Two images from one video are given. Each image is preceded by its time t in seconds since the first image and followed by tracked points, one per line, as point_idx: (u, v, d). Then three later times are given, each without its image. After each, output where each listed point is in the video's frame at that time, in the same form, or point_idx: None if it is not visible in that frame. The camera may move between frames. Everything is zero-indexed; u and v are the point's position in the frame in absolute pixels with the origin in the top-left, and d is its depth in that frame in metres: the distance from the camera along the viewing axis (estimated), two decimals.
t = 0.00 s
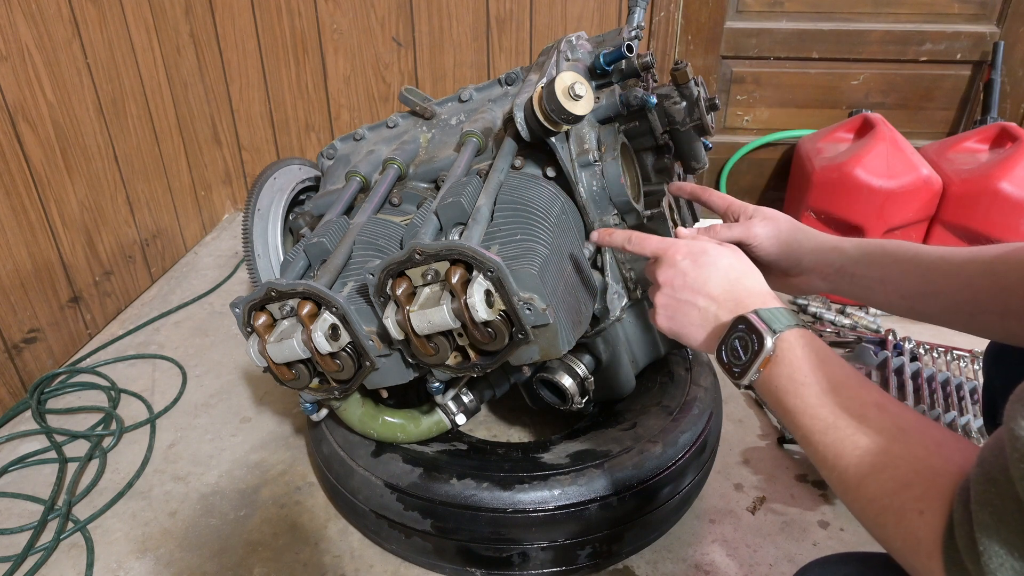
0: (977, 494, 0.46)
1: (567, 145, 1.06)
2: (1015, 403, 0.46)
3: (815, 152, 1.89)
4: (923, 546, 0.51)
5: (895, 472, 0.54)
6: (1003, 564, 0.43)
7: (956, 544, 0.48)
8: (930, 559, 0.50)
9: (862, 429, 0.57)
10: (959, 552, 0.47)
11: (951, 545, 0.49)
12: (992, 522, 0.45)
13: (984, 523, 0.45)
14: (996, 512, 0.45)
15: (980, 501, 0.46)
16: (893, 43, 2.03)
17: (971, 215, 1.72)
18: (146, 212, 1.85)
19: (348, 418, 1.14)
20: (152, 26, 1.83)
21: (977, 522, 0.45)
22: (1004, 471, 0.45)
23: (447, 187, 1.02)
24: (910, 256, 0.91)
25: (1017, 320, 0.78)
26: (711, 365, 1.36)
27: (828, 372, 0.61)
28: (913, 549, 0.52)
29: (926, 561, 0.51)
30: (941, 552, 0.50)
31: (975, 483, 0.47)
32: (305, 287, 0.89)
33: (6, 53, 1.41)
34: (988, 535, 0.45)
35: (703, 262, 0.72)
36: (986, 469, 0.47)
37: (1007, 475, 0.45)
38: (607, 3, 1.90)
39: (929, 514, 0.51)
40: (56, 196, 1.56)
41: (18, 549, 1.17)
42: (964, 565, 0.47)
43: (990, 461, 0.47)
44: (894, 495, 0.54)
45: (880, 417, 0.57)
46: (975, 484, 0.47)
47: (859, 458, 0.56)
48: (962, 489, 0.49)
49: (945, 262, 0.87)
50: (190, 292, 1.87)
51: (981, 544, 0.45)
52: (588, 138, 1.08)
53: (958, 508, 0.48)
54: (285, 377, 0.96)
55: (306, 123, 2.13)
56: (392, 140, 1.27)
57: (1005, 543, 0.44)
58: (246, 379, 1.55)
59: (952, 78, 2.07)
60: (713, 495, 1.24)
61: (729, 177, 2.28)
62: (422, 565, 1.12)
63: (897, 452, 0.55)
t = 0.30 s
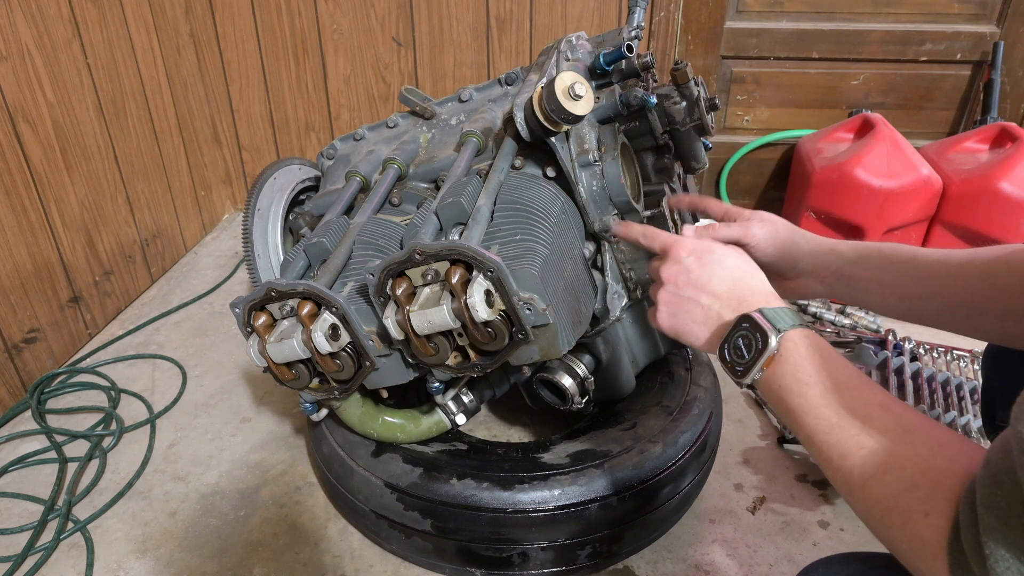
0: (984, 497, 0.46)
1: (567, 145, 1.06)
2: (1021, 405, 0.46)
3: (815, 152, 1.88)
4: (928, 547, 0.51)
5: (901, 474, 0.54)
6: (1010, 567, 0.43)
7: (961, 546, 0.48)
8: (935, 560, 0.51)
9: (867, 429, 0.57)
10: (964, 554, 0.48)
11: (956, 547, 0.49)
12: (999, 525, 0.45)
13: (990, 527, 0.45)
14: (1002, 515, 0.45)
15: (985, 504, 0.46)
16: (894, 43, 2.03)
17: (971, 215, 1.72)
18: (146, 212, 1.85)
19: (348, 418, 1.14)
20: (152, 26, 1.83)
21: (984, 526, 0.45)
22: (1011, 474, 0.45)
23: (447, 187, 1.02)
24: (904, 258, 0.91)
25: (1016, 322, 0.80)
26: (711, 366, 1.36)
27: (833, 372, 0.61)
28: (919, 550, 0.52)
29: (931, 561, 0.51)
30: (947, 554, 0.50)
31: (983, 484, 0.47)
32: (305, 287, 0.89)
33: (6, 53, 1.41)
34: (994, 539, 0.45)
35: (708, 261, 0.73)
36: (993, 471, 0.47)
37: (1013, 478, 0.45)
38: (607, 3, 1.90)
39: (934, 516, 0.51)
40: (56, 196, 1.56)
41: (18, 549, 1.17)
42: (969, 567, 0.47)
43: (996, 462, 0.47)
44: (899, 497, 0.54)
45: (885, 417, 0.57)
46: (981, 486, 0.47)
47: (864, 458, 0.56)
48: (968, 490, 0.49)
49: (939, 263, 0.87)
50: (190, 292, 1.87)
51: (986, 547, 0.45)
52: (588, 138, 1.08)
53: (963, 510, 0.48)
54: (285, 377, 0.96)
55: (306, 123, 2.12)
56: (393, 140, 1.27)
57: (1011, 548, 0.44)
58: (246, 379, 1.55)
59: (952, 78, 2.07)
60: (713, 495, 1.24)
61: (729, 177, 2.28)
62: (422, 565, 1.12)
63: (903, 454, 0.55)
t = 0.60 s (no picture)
0: (989, 500, 0.46)
1: (567, 145, 1.06)
2: None
3: (815, 152, 1.88)
4: (933, 551, 0.51)
5: (905, 475, 0.54)
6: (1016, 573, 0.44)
7: (966, 550, 0.48)
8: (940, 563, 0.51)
9: (871, 432, 0.57)
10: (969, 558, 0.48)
11: (960, 551, 0.49)
12: (1006, 532, 0.44)
13: (997, 531, 0.45)
14: (1009, 521, 0.44)
15: (992, 509, 0.46)
16: (893, 43, 2.03)
17: (971, 215, 1.72)
18: (146, 212, 1.85)
19: (348, 419, 1.14)
20: (152, 27, 1.83)
21: (990, 530, 0.45)
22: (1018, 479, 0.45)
23: (448, 187, 1.02)
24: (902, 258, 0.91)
25: (1011, 322, 0.83)
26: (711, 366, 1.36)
27: (834, 374, 0.61)
28: (925, 553, 0.52)
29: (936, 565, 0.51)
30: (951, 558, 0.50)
31: (987, 488, 0.46)
32: (305, 287, 0.89)
33: (6, 53, 1.41)
34: (1000, 545, 0.45)
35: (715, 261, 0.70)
36: (998, 474, 0.46)
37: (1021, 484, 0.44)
38: (607, 3, 1.90)
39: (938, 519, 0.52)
40: (56, 196, 1.56)
41: (18, 549, 1.17)
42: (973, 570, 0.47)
43: (1003, 465, 0.46)
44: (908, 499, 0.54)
45: (889, 420, 0.57)
46: (987, 491, 0.46)
47: (869, 460, 0.57)
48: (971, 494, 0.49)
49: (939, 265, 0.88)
50: (190, 292, 1.87)
51: (993, 554, 0.45)
52: (588, 138, 1.08)
53: (968, 513, 0.48)
54: (285, 377, 0.96)
55: (306, 123, 2.12)
56: (393, 140, 1.27)
57: (1015, 553, 0.44)
58: (246, 379, 1.55)
59: (952, 78, 2.07)
60: (714, 495, 1.24)
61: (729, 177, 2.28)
62: (421, 565, 1.12)
63: (906, 455, 0.55)
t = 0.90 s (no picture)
0: (987, 509, 0.45)
1: (567, 145, 1.06)
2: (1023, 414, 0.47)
3: (815, 152, 1.88)
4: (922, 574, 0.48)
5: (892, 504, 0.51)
6: None
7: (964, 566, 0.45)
8: None
9: (818, 477, 0.54)
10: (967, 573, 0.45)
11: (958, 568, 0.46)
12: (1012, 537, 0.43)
13: (996, 538, 0.43)
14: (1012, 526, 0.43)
15: (993, 515, 0.44)
16: (893, 43, 2.03)
17: (971, 215, 1.72)
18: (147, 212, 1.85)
19: (348, 418, 1.14)
20: (152, 27, 1.83)
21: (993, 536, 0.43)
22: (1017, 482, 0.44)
23: (448, 187, 1.02)
24: (914, 260, 0.89)
25: None
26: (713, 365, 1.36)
27: (777, 412, 0.59)
28: None
29: None
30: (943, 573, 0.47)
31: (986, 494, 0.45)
32: (305, 287, 0.89)
33: (6, 53, 1.41)
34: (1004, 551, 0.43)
35: (607, 353, 0.70)
36: (997, 479, 0.45)
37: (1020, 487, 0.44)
38: (607, 3, 1.90)
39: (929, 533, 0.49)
40: (56, 196, 1.56)
41: (18, 549, 1.17)
42: None
43: (1000, 470, 0.46)
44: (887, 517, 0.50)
45: (831, 463, 0.54)
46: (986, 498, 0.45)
47: (825, 503, 0.53)
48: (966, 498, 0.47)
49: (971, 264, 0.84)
50: (190, 292, 1.87)
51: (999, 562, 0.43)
52: (588, 138, 1.08)
53: (960, 521, 0.46)
54: (285, 377, 0.96)
55: (306, 123, 2.12)
56: (392, 141, 1.27)
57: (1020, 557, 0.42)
58: (246, 379, 1.55)
59: (952, 78, 2.07)
60: (714, 495, 1.24)
61: (729, 177, 2.28)
62: (422, 565, 1.12)
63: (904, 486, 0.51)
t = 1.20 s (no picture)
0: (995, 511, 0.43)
1: (567, 145, 1.06)
2: None
3: (815, 152, 1.89)
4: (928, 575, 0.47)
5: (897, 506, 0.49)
6: None
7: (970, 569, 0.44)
8: None
9: (823, 470, 0.53)
10: None
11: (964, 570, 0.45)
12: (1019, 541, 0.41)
13: (1007, 542, 0.42)
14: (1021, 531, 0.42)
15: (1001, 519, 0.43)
16: (893, 43, 2.03)
17: (971, 214, 1.72)
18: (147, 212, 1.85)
19: (348, 418, 1.14)
20: (152, 27, 1.83)
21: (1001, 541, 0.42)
22: None
23: (447, 187, 1.02)
24: (924, 249, 0.89)
25: None
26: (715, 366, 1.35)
27: (779, 401, 0.57)
28: None
29: None
30: None
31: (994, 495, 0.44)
32: (305, 287, 0.89)
33: (6, 53, 1.41)
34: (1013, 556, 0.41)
35: (607, 326, 0.65)
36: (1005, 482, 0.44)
37: None
38: (607, 3, 1.90)
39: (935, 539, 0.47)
40: (56, 197, 1.56)
41: (18, 548, 1.17)
42: None
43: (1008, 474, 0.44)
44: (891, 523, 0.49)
45: (837, 454, 0.53)
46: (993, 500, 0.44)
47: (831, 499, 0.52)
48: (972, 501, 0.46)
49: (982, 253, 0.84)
50: (190, 292, 1.87)
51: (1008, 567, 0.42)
52: (588, 137, 1.08)
53: (968, 524, 0.45)
54: (285, 377, 0.96)
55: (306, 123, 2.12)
56: (392, 140, 1.27)
57: None
58: (246, 379, 1.55)
59: (952, 78, 2.07)
60: (714, 495, 1.24)
61: (729, 177, 2.28)
62: (422, 565, 1.12)
63: (914, 482, 0.50)
